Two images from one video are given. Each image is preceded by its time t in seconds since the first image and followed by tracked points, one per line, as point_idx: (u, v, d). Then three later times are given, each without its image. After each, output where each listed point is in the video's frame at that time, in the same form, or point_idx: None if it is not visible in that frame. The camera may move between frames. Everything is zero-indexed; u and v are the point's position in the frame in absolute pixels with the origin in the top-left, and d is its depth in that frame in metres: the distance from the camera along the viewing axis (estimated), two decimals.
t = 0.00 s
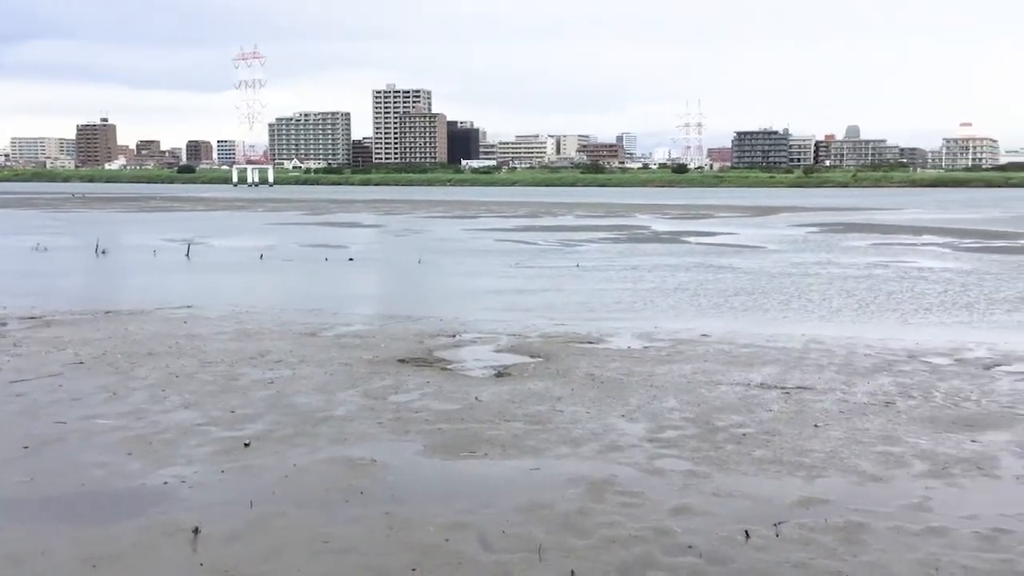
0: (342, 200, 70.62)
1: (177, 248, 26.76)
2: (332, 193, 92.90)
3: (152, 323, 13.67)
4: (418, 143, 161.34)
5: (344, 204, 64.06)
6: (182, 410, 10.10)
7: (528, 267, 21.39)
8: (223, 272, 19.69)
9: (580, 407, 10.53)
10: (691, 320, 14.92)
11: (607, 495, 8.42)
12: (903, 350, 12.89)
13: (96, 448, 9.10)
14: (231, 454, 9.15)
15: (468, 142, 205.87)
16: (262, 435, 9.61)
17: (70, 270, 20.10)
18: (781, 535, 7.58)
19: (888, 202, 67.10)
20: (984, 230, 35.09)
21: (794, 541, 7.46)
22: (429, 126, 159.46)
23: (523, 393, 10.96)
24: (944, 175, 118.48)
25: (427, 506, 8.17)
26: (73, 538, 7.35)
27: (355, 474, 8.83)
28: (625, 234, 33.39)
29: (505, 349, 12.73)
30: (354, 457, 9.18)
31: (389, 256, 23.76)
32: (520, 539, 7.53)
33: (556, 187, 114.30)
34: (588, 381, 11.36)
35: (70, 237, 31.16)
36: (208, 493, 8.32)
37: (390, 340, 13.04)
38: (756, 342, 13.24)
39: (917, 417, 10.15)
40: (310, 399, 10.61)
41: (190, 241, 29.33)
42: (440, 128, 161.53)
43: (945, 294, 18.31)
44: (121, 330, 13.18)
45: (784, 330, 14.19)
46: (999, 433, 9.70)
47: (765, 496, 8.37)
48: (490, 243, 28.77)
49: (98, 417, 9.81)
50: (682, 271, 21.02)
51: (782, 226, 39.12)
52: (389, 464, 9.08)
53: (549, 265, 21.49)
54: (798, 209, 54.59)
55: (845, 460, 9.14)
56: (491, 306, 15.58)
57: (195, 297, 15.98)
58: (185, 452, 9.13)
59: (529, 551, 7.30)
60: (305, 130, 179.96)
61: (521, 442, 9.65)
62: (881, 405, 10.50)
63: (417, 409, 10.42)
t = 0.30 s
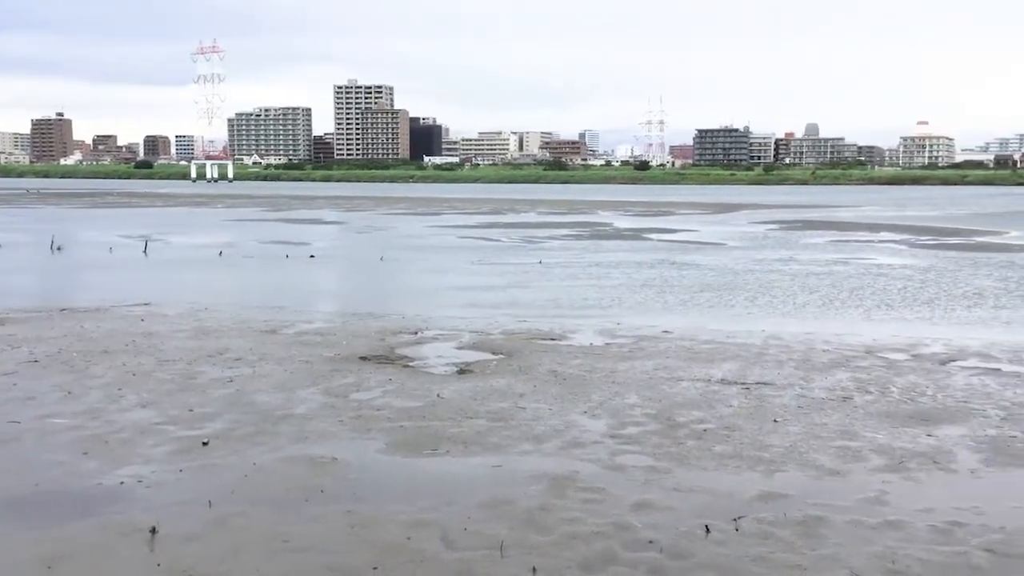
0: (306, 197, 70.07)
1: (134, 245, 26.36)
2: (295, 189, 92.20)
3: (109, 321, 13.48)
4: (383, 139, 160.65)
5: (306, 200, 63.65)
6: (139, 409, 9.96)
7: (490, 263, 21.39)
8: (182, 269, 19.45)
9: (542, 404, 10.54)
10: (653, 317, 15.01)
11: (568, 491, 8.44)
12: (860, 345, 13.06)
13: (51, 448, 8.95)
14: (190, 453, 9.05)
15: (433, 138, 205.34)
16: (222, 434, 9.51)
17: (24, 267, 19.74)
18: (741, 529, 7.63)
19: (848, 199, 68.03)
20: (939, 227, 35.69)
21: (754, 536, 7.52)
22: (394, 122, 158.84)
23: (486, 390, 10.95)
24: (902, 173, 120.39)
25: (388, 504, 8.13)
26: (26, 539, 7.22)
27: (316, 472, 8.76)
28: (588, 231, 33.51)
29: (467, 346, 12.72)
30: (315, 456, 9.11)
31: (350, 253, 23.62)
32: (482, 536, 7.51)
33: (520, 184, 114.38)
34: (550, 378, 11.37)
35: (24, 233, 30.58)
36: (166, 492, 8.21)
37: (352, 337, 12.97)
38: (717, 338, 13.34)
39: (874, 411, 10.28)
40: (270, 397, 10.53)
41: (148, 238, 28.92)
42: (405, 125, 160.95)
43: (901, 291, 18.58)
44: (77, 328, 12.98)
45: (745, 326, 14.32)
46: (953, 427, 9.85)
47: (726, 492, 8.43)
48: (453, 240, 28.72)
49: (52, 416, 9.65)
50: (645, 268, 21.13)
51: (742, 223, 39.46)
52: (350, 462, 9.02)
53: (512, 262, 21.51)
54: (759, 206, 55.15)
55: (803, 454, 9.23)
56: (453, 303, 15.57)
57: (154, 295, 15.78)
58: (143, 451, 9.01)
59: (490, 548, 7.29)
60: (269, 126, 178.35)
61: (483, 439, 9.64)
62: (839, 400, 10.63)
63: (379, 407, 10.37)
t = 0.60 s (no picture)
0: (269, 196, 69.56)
1: (92, 244, 25.98)
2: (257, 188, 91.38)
3: (65, 321, 13.28)
4: (348, 138, 159.85)
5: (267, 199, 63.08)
6: (97, 410, 9.83)
7: (454, 263, 21.36)
8: (142, 268, 19.22)
9: (505, 403, 10.54)
10: (616, 315, 15.08)
11: (532, 490, 8.44)
12: (820, 343, 13.21)
13: (6, 450, 8.80)
14: (149, 454, 8.94)
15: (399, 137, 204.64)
16: (182, 435, 9.40)
17: None
18: (702, 526, 7.69)
19: (809, 199, 68.80)
20: (897, 226, 36.25)
21: (715, 532, 7.58)
22: (360, 121, 158.16)
23: (449, 389, 10.93)
24: (863, 173, 122.15)
25: (350, 504, 8.08)
26: None
27: (277, 473, 8.69)
28: (551, 229, 33.57)
29: (431, 345, 12.69)
30: (276, 456, 9.04)
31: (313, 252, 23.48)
32: (445, 536, 7.49)
33: (485, 183, 114.31)
34: (514, 377, 11.38)
35: None
36: (124, 494, 8.11)
37: (314, 336, 12.89)
38: (679, 336, 13.43)
39: (833, 409, 10.40)
40: (231, 397, 10.43)
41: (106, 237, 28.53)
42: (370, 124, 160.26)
43: (860, 289, 18.83)
44: (33, 328, 12.78)
45: (707, 324, 14.43)
46: (910, 423, 9.99)
47: (687, 489, 8.48)
48: (417, 239, 28.65)
49: (6, 418, 9.49)
50: (608, 267, 21.21)
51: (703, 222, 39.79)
52: (312, 462, 8.96)
53: (476, 261, 21.49)
54: (722, 206, 55.70)
55: (764, 451, 9.32)
56: (417, 302, 15.53)
57: (114, 294, 15.58)
58: (101, 452, 8.89)
59: (453, 547, 7.28)
60: (233, 125, 176.72)
61: (447, 438, 9.62)
62: (799, 398, 10.74)
63: (341, 407, 10.32)
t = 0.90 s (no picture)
0: (233, 198, 68.91)
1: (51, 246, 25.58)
2: (221, 190, 90.57)
3: (23, 325, 13.06)
4: (315, 141, 158.99)
5: (229, 201, 62.53)
6: (55, 414, 9.67)
7: (419, 265, 21.33)
8: (102, 271, 18.97)
9: (471, 406, 10.53)
10: (581, 317, 15.14)
11: (498, 492, 8.43)
12: (783, 345, 13.34)
13: None
14: (110, 459, 8.81)
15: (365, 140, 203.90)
16: (143, 440, 9.28)
17: None
18: (668, 527, 7.72)
19: (772, 202, 69.53)
20: (857, 229, 36.77)
21: (680, 534, 7.61)
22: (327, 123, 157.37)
23: (415, 392, 10.89)
24: (825, 176, 123.93)
25: (315, 509, 8.02)
26: None
27: (240, 478, 8.60)
28: (517, 232, 33.58)
29: (396, 348, 12.65)
30: (239, 461, 8.95)
31: (277, 255, 23.32)
32: (410, 539, 7.46)
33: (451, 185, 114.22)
34: (479, 380, 11.36)
35: None
36: (84, 500, 7.98)
37: (278, 339, 12.79)
38: (644, 339, 13.49)
39: (796, 410, 10.50)
40: (193, 401, 10.31)
41: (65, 238, 28.13)
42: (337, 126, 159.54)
43: (822, 291, 19.06)
44: None
45: (672, 327, 14.52)
46: (872, 424, 10.11)
47: (652, 490, 8.51)
48: (382, 241, 28.55)
49: None
50: (574, 269, 21.29)
51: (668, 225, 40.08)
52: (276, 467, 8.88)
53: (441, 264, 21.47)
54: (686, 209, 56.14)
55: (728, 453, 9.38)
56: (382, 305, 15.47)
57: (73, 297, 15.36)
58: (60, 458, 8.75)
59: (419, 551, 7.24)
60: (196, 126, 175.16)
61: (413, 441, 9.58)
62: (762, 399, 10.83)
63: (305, 410, 10.24)
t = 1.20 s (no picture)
0: (201, 201, 68.35)
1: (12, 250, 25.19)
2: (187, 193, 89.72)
3: None
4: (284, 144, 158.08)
5: (194, 204, 61.99)
6: (16, 421, 9.52)
7: (387, 268, 21.26)
8: (65, 275, 18.72)
9: (439, 409, 10.51)
10: (549, 320, 15.17)
11: (465, 496, 8.41)
12: (749, 346, 13.44)
13: None
14: (72, 466, 8.69)
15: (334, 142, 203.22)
16: (106, 446, 9.17)
17: None
18: (635, 529, 7.75)
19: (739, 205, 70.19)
20: (823, 232, 37.15)
21: (647, 535, 7.64)
22: (296, 125, 156.41)
23: (382, 396, 10.85)
24: (789, 180, 124.96)
25: (282, 514, 7.95)
26: None
27: (205, 484, 8.52)
28: (486, 236, 33.55)
29: (363, 351, 12.59)
30: (204, 467, 8.86)
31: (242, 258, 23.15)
32: (378, 544, 7.42)
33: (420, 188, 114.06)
34: (447, 383, 11.34)
35: None
36: (45, 507, 7.86)
37: (244, 344, 12.69)
38: (612, 341, 13.54)
39: (762, 411, 10.59)
40: (157, 407, 10.20)
41: (26, 243, 27.69)
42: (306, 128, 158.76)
43: (788, 294, 19.23)
44: None
45: (640, 329, 14.59)
46: (836, 425, 10.21)
47: (620, 492, 8.54)
48: (349, 245, 28.43)
49: None
50: (543, 272, 21.32)
51: (636, 228, 40.28)
52: (241, 472, 8.80)
53: (410, 267, 21.42)
54: (654, 212, 56.46)
55: (695, 454, 9.43)
56: (349, 308, 15.43)
57: (36, 302, 15.15)
58: (20, 465, 8.62)
59: (387, 556, 7.21)
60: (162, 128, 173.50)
61: (380, 445, 9.54)
62: (729, 401, 10.91)
63: (271, 415, 10.17)
